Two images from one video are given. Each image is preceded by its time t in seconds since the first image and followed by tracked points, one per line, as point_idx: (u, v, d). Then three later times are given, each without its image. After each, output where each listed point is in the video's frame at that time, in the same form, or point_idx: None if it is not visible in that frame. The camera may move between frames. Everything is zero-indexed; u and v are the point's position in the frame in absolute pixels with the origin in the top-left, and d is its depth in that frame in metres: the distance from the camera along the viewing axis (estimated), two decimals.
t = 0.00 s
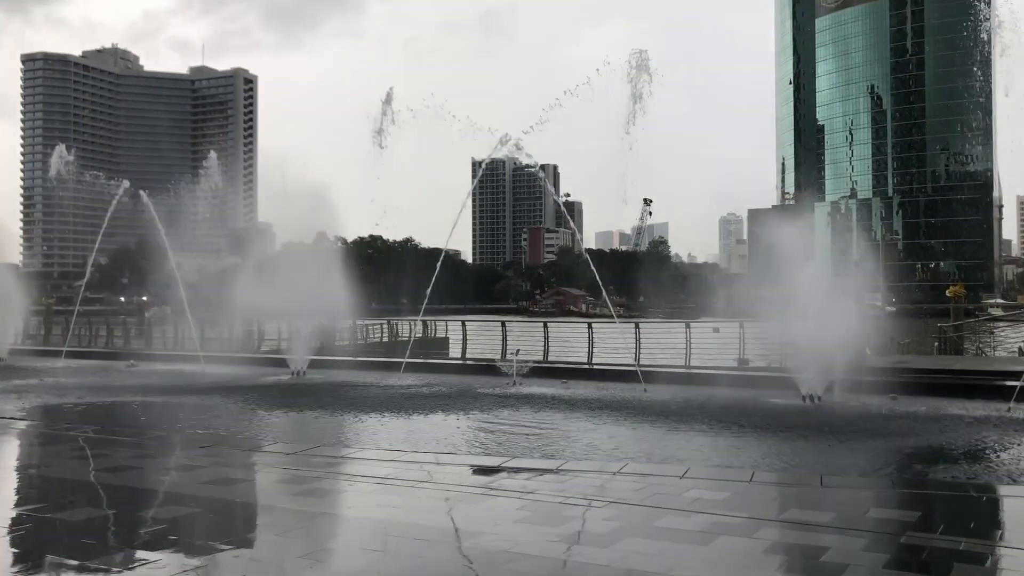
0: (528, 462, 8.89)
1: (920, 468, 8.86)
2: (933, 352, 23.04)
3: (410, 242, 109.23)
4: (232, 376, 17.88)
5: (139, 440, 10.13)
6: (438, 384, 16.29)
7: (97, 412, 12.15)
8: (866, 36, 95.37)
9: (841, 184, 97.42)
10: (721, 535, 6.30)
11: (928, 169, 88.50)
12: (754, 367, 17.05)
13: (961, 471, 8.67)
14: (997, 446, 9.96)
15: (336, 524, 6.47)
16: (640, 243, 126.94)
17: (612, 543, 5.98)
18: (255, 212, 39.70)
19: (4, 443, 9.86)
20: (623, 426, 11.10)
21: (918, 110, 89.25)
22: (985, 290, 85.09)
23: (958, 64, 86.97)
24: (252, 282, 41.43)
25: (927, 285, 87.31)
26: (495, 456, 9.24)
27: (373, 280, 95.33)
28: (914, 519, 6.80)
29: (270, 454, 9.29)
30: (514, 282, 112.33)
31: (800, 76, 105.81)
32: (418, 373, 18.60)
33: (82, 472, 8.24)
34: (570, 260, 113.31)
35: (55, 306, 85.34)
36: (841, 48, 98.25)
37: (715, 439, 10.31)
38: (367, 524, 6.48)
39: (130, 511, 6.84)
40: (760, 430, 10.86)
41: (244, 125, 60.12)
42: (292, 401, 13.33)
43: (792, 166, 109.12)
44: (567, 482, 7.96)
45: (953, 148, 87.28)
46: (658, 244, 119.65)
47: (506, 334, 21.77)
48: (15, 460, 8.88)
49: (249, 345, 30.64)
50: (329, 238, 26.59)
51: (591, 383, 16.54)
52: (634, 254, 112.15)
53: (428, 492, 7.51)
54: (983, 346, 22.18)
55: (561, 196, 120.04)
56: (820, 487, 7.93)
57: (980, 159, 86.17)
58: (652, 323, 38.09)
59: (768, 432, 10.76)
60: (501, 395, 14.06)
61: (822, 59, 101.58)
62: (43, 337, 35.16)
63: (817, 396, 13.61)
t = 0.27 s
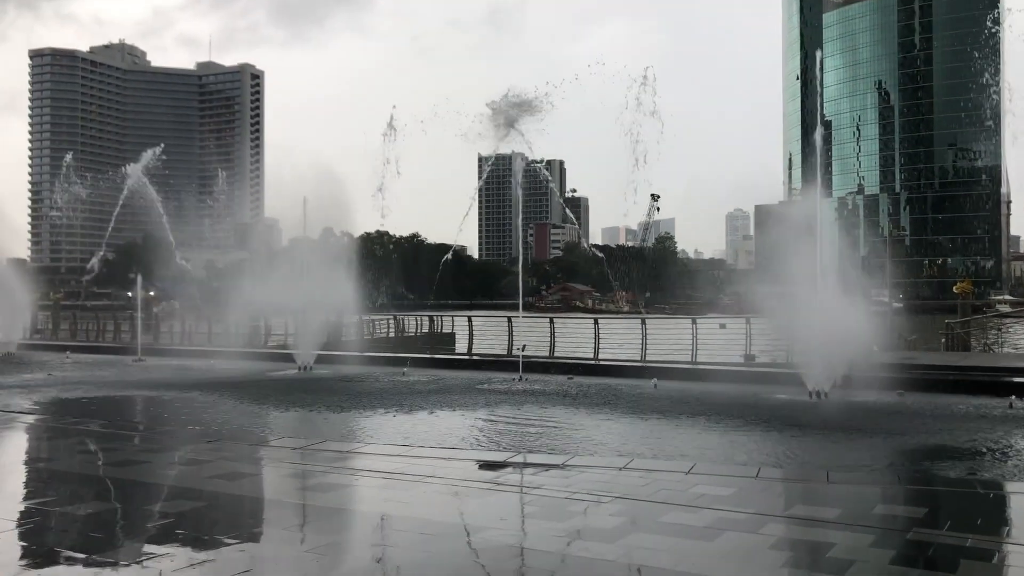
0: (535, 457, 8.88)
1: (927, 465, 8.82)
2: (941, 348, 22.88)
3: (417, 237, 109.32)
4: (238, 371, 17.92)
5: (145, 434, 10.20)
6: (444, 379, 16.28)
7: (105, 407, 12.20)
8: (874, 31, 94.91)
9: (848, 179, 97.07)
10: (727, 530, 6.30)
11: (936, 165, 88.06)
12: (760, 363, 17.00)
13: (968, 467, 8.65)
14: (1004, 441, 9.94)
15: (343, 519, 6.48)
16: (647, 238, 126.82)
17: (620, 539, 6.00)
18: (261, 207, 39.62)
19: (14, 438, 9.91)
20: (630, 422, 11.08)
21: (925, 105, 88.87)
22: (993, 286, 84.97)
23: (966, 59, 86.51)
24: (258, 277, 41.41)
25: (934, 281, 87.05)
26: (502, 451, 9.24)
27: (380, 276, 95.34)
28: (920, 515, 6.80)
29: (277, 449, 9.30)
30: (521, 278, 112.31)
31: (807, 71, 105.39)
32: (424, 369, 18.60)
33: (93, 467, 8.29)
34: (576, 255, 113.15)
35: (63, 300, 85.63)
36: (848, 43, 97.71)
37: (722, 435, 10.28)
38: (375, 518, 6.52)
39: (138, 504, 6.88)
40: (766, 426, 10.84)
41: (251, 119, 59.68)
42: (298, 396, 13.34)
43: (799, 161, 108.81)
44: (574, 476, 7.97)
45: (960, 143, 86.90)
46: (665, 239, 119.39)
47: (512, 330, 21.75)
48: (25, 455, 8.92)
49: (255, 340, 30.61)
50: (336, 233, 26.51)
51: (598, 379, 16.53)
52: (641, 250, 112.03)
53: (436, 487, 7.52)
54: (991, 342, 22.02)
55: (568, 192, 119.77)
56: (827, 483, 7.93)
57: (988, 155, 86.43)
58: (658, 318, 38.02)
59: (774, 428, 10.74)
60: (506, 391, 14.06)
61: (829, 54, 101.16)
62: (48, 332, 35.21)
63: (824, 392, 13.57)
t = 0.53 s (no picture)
0: (536, 452, 8.89)
1: (929, 460, 8.82)
2: (942, 343, 22.83)
3: (419, 232, 109.40)
4: (240, 365, 17.95)
5: (147, 428, 10.22)
6: (445, 375, 16.30)
7: (107, 401, 12.23)
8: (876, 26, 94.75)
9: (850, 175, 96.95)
10: (727, 526, 6.31)
11: (939, 161, 88.15)
12: (762, 358, 17.01)
13: (969, 463, 8.65)
14: (1005, 437, 9.93)
15: (345, 513, 6.48)
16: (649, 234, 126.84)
17: (620, 534, 6.01)
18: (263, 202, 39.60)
19: (16, 431, 9.94)
20: (632, 417, 11.09)
21: (929, 101, 88.77)
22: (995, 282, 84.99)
23: (969, 54, 86.38)
24: (258, 270, 41.47)
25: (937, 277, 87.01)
26: (503, 446, 9.24)
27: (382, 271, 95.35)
28: (922, 511, 6.80)
29: (278, 443, 9.31)
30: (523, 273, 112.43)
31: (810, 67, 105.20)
32: (426, 364, 18.60)
33: (94, 461, 8.30)
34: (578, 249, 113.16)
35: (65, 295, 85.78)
36: (851, 39, 97.51)
37: (724, 430, 10.28)
38: (376, 512, 6.52)
39: (139, 499, 6.89)
40: (767, 422, 10.83)
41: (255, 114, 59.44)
42: (299, 391, 13.35)
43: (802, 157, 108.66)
44: (574, 471, 7.98)
45: (964, 139, 87.23)
46: (667, 234, 119.44)
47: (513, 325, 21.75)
48: (28, 448, 8.94)
49: (258, 335, 30.69)
50: (338, 228, 26.54)
51: (599, 374, 16.53)
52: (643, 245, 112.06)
53: (437, 481, 7.53)
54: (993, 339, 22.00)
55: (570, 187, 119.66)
56: (828, 478, 7.93)
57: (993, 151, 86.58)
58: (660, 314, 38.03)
59: (776, 424, 10.73)
60: (507, 386, 14.06)
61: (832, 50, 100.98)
62: (51, 327, 35.31)
63: (825, 386, 13.58)
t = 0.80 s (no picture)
0: (531, 447, 8.91)
1: (921, 456, 8.84)
2: (935, 340, 22.92)
3: (415, 229, 109.38)
4: (234, 362, 17.95)
5: (140, 423, 10.21)
6: (439, 371, 16.32)
7: (101, 397, 12.22)
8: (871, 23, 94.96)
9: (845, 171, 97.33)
10: (721, 521, 6.31)
11: (933, 157, 88.12)
12: (756, 354, 17.04)
13: (961, 459, 8.66)
14: (995, 434, 9.98)
15: (340, 509, 6.49)
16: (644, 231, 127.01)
17: (613, 529, 6.02)
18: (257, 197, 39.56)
19: (9, 427, 9.93)
20: (626, 413, 11.10)
21: (923, 97, 89.10)
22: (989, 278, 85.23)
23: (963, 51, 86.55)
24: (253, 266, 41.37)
25: (931, 274, 87.30)
26: (497, 442, 9.25)
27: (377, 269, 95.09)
28: (916, 505, 6.84)
29: (274, 439, 9.32)
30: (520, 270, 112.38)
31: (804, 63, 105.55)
32: (420, 360, 18.63)
33: (87, 457, 8.29)
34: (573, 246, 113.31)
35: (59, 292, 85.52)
36: (846, 35, 97.65)
37: (718, 426, 10.31)
38: (370, 508, 6.52)
39: (133, 494, 6.89)
40: (761, 417, 10.86)
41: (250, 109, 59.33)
42: (294, 387, 13.35)
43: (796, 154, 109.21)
44: (568, 467, 8.00)
45: (957, 135, 87.00)
46: (662, 231, 119.58)
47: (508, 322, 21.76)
48: (20, 445, 8.92)
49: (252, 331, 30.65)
50: (332, 223, 26.56)
51: (594, 371, 16.56)
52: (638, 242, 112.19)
53: (431, 477, 7.54)
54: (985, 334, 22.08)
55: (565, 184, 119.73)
56: (822, 475, 7.94)
57: (988, 147, 85.58)
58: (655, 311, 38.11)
59: (770, 419, 10.76)
60: (500, 383, 14.06)
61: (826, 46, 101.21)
62: (45, 323, 35.21)
63: (818, 382, 13.61)
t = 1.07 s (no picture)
0: (520, 445, 8.92)
1: (909, 451, 8.89)
2: (922, 336, 23.12)
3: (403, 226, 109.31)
4: (222, 361, 17.90)
5: (127, 424, 10.17)
6: (428, 368, 16.33)
7: (87, 397, 12.17)
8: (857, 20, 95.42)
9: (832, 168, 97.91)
10: (709, 518, 6.33)
11: (919, 154, 88.53)
12: (744, 351, 17.10)
13: (948, 454, 8.72)
14: (981, 429, 10.04)
15: (328, 509, 6.47)
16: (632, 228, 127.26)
17: (603, 526, 6.03)
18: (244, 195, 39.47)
19: None
20: (615, 410, 11.13)
21: (909, 96, 90.03)
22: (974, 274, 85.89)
23: (949, 49, 87.07)
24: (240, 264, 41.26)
25: (917, 269, 87.91)
26: (485, 440, 9.25)
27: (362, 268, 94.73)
28: (904, 501, 6.86)
29: (262, 439, 9.30)
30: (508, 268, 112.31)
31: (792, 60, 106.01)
32: (409, 358, 18.63)
33: (74, 458, 8.25)
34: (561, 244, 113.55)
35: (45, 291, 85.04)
36: (833, 32, 98.05)
37: (706, 423, 10.33)
38: (361, 507, 6.52)
39: (120, 495, 6.86)
40: (748, 414, 10.91)
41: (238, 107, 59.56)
42: (282, 386, 13.35)
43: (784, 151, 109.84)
44: (558, 465, 8.00)
45: (944, 133, 87.43)
46: (650, 228, 119.81)
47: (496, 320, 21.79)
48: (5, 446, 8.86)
49: (240, 330, 30.55)
50: (319, 222, 26.54)
51: (582, 367, 16.60)
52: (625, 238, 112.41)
53: (420, 476, 7.54)
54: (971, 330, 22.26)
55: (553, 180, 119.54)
56: (810, 470, 7.98)
57: (973, 145, 85.65)
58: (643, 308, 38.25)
59: (756, 416, 10.80)
60: (488, 381, 14.07)
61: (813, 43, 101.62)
62: (30, 323, 34.99)
63: (806, 378, 13.67)
